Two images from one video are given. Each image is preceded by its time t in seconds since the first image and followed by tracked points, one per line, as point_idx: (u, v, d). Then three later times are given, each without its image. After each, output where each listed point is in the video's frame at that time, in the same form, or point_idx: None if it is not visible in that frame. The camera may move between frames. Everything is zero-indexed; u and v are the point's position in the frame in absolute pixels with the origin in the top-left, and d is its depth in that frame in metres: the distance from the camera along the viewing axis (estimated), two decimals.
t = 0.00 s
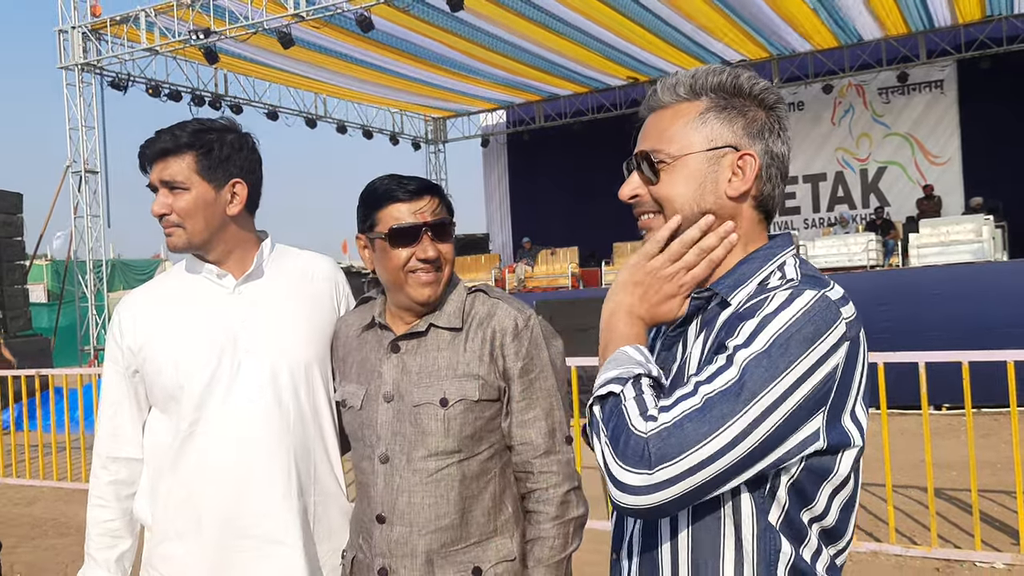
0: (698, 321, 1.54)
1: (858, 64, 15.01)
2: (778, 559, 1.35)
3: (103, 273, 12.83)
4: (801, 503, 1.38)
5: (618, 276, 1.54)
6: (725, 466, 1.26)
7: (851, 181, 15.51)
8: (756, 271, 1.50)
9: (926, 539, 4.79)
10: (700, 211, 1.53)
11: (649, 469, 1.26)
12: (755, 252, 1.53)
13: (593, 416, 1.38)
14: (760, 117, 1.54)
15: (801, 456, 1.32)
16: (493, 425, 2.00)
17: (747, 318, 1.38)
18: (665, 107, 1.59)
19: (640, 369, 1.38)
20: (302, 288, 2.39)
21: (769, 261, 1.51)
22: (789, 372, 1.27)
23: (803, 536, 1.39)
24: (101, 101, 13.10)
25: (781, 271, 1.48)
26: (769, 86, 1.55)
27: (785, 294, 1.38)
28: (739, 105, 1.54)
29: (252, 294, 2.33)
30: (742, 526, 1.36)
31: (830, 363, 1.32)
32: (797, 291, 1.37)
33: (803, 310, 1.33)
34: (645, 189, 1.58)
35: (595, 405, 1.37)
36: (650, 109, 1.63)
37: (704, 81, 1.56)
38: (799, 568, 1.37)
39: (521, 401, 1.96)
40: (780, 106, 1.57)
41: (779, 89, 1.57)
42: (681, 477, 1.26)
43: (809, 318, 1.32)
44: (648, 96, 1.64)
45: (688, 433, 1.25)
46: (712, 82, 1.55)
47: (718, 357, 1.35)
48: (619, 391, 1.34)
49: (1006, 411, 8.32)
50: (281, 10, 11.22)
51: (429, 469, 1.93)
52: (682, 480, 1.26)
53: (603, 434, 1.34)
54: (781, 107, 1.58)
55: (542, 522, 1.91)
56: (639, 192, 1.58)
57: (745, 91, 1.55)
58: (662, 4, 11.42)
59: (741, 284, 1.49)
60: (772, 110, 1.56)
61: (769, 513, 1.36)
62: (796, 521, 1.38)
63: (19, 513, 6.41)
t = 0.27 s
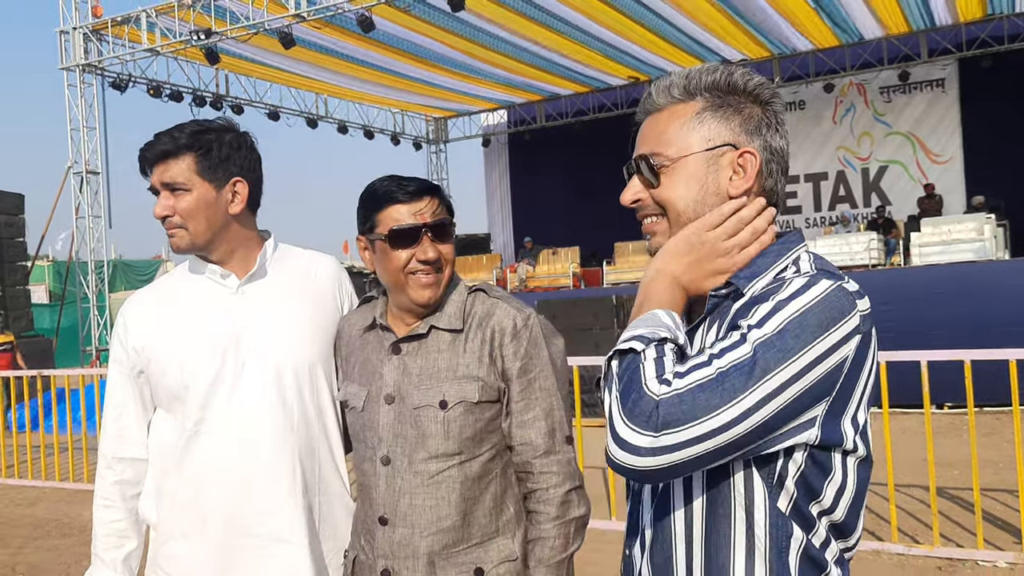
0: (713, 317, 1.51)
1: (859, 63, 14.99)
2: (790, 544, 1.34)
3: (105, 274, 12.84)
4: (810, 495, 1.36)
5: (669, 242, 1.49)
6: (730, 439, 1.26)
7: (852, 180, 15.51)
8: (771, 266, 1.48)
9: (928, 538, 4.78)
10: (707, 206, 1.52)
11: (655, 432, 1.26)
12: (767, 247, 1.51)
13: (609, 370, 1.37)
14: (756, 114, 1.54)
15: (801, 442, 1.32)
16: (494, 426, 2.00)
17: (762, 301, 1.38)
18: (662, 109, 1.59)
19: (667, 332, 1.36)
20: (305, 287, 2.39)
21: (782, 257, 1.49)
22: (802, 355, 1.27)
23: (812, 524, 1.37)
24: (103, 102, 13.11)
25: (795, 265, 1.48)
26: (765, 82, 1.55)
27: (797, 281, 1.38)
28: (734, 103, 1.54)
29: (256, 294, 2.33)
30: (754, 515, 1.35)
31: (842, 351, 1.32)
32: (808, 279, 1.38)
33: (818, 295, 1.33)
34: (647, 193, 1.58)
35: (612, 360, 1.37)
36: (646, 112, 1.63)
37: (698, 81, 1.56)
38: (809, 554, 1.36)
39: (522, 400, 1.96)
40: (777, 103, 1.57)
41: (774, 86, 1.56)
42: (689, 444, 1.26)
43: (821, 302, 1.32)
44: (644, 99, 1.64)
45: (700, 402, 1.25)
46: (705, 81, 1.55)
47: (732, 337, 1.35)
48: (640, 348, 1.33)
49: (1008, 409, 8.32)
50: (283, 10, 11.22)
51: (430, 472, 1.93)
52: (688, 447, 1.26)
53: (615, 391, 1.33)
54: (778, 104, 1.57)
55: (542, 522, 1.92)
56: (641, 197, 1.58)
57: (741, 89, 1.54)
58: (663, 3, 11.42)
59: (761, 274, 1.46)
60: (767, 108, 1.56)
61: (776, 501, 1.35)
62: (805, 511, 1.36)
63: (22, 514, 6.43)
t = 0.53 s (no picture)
0: (715, 316, 1.50)
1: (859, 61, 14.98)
2: (795, 541, 1.34)
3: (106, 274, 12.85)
4: (815, 490, 1.35)
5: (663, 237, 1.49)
6: (740, 431, 1.25)
7: (853, 178, 15.49)
8: (771, 264, 1.46)
9: (930, 537, 4.78)
10: (711, 204, 1.52)
11: (667, 421, 1.25)
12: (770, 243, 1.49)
13: (613, 365, 1.37)
14: (762, 112, 1.54)
15: (808, 436, 1.31)
16: (492, 428, 1.99)
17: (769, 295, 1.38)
18: (667, 105, 1.59)
19: (672, 329, 1.37)
20: (304, 286, 2.39)
21: (782, 254, 1.47)
22: (810, 347, 1.27)
23: (817, 519, 1.36)
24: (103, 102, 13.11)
25: (798, 260, 1.46)
26: (770, 81, 1.55)
27: (802, 277, 1.38)
28: (741, 101, 1.54)
29: (257, 293, 2.33)
30: (759, 513, 1.35)
31: (848, 344, 1.31)
32: (813, 274, 1.38)
33: (823, 290, 1.33)
34: (652, 188, 1.58)
35: (618, 354, 1.37)
36: (652, 108, 1.62)
37: (706, 78, 1.55)
38: (814, 550, 1.36)
39: (522, 401, 1.96)
40: (782, 100, 1.57)
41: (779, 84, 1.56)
42: (700, 433, 1.24)
43: (827, 295, 1.32)
44: (649, 94, 1.64)
45: (712, 391, 1.24)
46: (712, 78, 1.54)
47: (741, 330, 1.34)
48: (647, 343, 1.33)
49: (1009, 408, 8.32)
50: (283, 10, 11.22)
51: (428, 473, 1.93)
52: (698, 438, 1.24)
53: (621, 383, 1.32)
54: (782, 102, 1.57)
55: (542, 525, 1.91)
56: (646, 193, 1.58)
57: (747, 86, 1.54)
58: (663, 2, 11.41)
59: (762, 271, 1.45)
60: (772, 106, 1.56)
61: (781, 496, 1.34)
62: (810, 507, 1.35)
63: (24, 513, 6.43)
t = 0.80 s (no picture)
0: (719, 316, 1.48)
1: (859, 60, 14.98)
2: (805, 540, 1.34)
3: (107, 274, 12.85)
4: (823, 486, 1.35)
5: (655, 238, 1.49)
6: (750, 433, 1.25)
7: (853, 177, 15.49)
8: (772, 261, 1.46)
9: (932, 535, 4.78)
10: (721, 200, 1.52)
11: (683, 427, 1.25)
12: (771, 240, 1.50)
13: (618, 374, 1.37)
14: (765, 111, 1.55)
15: (816, 435, 1.31)
16: (489, 427, 1.99)
17: (772, 295, 1.38)
18: (670, 103, 1.58)
19: (675, 334, 1.37)
20: (305, 284, 2.39)
21: (781, 253, 1.47)
22: (818, 345, 1.27)
23: (825, 517, 1.36)
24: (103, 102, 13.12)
25: (798, 257, 1.46)
26: (771, 81, 1.57)
27: (806, 274, 1.38)
28: (747, 100, 1.54)
29: (259, 291, 2.33)
30: (768, 513, 1.35)
31: (853, 341, 1.31)
32: (813, 271, 1.38)
33: (826, 288, 1.33)
34: (661, 185, 1.55)
35: (622, 363, 1.36)
36: (655, 105, 1.61)
37: (712, 76, 1.54)
38: (824, 548, 1.36)
39: (521, 402, 1.95)
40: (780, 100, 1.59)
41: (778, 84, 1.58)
42: (716, 435, 1.25)
43: (832, 293, 1.32)
44: (651, 89, 1.62)
45: (722, 391, 1.24)
46: (719, 77, 1.54)
47: (746, 331, 1.34)
48: (652, 350, 1.32)
49: (1010, 406, 8.31)
50: (283, 9, 11.21)
51: (423, 472, 1.93)
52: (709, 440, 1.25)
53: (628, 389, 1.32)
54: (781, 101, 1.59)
55: (544, 528, 1.90)
56: (655, 189, 1.56)
57: (751, 86, 1.55)
58: (663, 2, 11.42)
59: (763, 271, 1.45)
60: (771, 105, 1.57)
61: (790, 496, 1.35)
62: (819, 504, 1.35)
63: (25, 514, 6.44)
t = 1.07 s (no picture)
0: (713, 320, 1.52)
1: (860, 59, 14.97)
2: (804, 545, 1.34)
3: (108, 273, 12.85)
4: (823, 487, 1.36)
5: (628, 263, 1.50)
6: (767, 436, 1.24)
7: (854, 176, 15.48)
8: (768, 261, 1.49)
9: (934, 534, 4.77)
10: (720, 200, 1.52)
11: (697, 438, 1.22)
12: (764, 243, 1.53)
13: (616, 400, 1.33)
14: (759, 112, 1.56)
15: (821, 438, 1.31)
16: (480, 430, 1.97)
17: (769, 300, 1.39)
18: (668, 102, 1.58)
19: (667, 352, 1.36)
20: (307, 284, 2.39)
21: (778, 252, 1.50)
22: (820, 349, 1.26)
23: (825, 518, 1.37)
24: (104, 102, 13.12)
25: (793, 257, 1.47)
26: (767, 82, 1.57)
27: (801, 278, 1.38)
28: (743, 101, 1.54)
29: (261, 289, 2.34)
30: (768, 523, 1.34)
31: (852, 343, 1.31)
32: (807, 273, 1.38)
33: (823, 291, 1.32)
34: (660, 184, 1.54)
35: (619, 388, 1.33)
36: (652, 105, 1.61)
37: (710, 76, 1.54)
38: (824, 553, 1.35)
39: (511, 405, 1.93)
40: (774, 102, 1.60)
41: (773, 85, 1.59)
42: (726, 447, 1.23)
43: (831, 297, 1.32)
44: (648, 89, 1.62)
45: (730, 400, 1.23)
46: (715, 77, 1.53)
47: (746, 337, 1.34)
48: (650, 368, 1.31)
49: (1011, 405, 8.31)
50: (284, 9, 11.21)
51: (413, 475, 1.92)
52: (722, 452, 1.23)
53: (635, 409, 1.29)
54: (775, 102, 1.60)
55: (536, 534, 1.89)
56: (654, 187, 1.54)
57: (746, 87, 1.55)
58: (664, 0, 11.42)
59: (759, 274, 1.47)
60: (766, 106, 1.57)
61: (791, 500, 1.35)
62: (818, 505, 1.36)
63: (28, 514, 6.44)
